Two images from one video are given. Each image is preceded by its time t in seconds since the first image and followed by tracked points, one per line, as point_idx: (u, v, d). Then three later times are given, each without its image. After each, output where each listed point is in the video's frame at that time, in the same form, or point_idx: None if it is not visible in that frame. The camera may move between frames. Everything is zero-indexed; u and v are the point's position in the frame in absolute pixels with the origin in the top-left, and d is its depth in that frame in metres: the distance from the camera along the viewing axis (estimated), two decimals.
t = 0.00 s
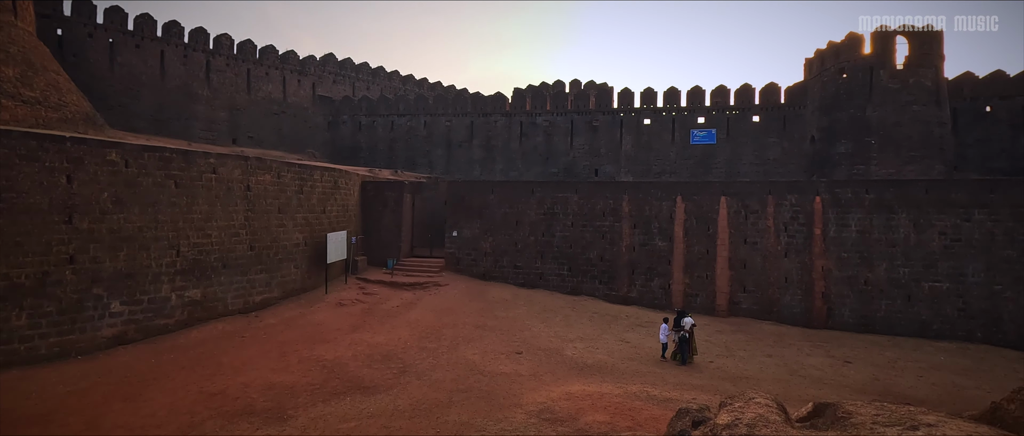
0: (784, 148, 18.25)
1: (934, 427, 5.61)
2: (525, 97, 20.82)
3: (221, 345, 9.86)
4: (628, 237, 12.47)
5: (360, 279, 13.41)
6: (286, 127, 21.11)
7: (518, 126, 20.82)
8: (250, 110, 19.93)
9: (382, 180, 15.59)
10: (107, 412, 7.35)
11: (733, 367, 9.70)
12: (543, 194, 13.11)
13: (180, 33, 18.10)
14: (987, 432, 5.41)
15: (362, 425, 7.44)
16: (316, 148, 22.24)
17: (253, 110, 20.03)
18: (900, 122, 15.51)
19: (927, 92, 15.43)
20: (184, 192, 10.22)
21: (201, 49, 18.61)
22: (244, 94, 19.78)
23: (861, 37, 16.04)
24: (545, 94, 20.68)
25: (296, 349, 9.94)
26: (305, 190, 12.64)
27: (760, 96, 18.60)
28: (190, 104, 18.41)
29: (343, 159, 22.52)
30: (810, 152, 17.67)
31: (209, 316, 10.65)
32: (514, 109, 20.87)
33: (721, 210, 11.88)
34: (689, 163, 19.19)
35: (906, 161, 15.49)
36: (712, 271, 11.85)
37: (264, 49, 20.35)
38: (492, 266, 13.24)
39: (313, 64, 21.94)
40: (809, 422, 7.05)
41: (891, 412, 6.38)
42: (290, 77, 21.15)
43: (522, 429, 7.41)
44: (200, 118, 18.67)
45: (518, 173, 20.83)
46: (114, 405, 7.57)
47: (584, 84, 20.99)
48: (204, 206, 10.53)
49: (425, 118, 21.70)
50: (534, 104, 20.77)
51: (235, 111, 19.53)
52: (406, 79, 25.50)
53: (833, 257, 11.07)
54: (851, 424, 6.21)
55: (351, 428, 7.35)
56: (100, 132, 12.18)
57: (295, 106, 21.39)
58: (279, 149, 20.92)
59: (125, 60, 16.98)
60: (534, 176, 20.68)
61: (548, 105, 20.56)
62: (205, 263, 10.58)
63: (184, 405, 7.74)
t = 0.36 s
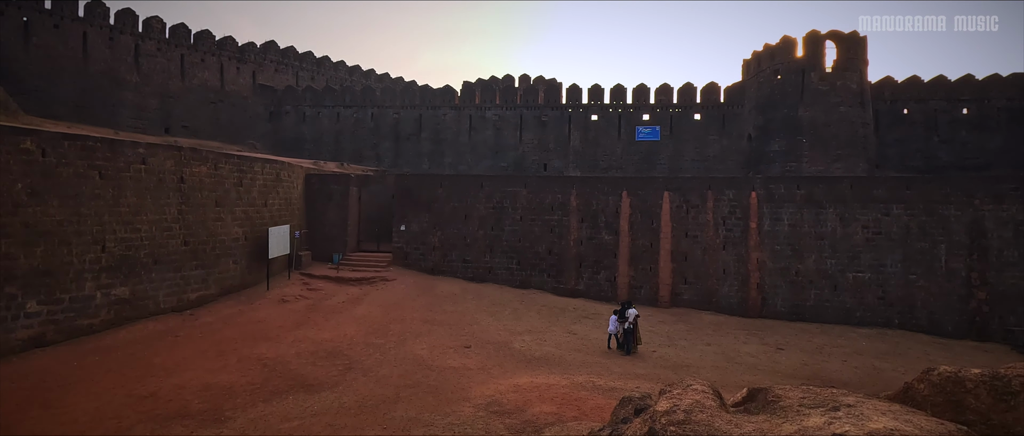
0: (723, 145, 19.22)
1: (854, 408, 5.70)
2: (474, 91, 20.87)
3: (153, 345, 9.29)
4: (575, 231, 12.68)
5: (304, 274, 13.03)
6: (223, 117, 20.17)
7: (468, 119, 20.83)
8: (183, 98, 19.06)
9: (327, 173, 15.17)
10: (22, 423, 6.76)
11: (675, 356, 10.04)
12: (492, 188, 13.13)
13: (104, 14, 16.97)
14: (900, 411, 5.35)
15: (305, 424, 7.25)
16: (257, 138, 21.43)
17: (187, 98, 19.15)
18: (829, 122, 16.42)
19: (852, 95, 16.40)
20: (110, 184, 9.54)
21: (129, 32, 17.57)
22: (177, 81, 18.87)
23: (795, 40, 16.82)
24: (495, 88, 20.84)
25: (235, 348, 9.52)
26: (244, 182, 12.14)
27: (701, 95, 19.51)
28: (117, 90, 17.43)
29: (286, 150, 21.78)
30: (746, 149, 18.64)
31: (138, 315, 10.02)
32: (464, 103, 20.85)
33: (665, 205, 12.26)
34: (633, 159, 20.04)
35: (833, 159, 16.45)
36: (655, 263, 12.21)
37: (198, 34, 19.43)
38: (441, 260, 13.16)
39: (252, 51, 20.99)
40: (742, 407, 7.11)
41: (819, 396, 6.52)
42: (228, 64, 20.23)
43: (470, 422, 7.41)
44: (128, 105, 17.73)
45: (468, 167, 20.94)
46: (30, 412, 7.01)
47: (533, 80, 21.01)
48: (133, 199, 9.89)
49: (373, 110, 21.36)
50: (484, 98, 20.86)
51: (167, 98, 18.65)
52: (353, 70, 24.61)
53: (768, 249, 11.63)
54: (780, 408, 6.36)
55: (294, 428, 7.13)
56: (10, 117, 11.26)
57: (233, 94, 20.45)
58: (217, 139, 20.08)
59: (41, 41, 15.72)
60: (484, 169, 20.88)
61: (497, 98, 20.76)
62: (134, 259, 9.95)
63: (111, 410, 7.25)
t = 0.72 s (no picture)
0: (668, 142, 20.27)
1: (784, 394, 5.98)
2: (424, 84, 20.92)
3: (76, 348, 8.65)
4: (525, 226, 12.75)
5: (245, 271, 12.52)
6: (155, 104, 19.09)
7: (418, 113, 20.89)
8: (110, 83, 17.89)
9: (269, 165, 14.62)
10: None
11: (620, 348, 10.28)
12: (442, 182, 13.02)
13: None
14: (825, 395, 5.82)
15: (246, 426, 6.98)
16: (192, 128, 20.43)
17: (113, 84, 17.98)
18: (766, 122, 17.17)
19: (787, 95, 17.28)
20: (26, 175, 8.76)
21: (47, 11, 16.12)
22: (102, 65, 17.65)
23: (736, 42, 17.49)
24: (445, 82, 21.01)
25: (169, 349, 9.03)
26: (178, 175, 11.53)
27: (647, 92, 20.53)
28: (33, 75, 16.07)
29: (223, 141, 20.96)
30: (688, 147, 19.59)
31: (59, 317, 9.28)
32: (413, 96, 20.90)
33: (612, 200, 12.51)
34: (583, 155, 20.73)
35: (770, 157, 17.19)
36: (603, 257, 12.46)
37: (126, 15, 18.22)
38: (389, 255, 12.95)
39: (187, 36, 19.98)
40: (683, 396, 7.31)
41: (752, 384, 6.84)
42: (159, 49, 19.14)
43: (419, 419, 7.34)
44: (45, 91, 16.41)
45: (417, 160, 20.97)
46: None
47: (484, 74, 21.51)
48: (52, 191, 9.15)
49: (318, 101, 20.86)
50: (433, 91, 20.98)
51: (90, 84, 17.43)
52: (297, 59, 23.91)
53: (709, 243, 12.09)
54: (717, 396, 6.58)
55: (233, 431, 6.86)
56: None
57: (166, 81, 19.39)
58: (147, 128, 18.99)
59: None
60: (434, 163, 20.99)
61: (447, 93, 20.93)
62: (54, 256, 9.22)
63: (29, 421, 6.70)
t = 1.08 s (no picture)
0: (621, 142, 20.74)
1: (728, 385, 6.13)
2: (378, 79, 20.69)
3: None
4: (481, 224, 12.75)
5: (188, 271, 12.03)
6: (89, 95, 18.15)
7: (371, 108, 20.64)
8: (37, 72, 16.96)
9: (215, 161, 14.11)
10: None
11: (574, 343, 10.40)
12: (395, 179, 12.87)
13: None
14: (766, 385, 6.10)
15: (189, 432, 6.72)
16: (130, 121, 19.27)
17: (41, 72, 17.04)
18: (715, 122, 17.70)
19: (734, 98, 17.88)
20: None
21: None
22: (27, 51, 16.74)
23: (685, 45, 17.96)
24: (399, 78, 20.88)
25: (104, 352, 8.56)
26: (115, 170, 10.96)
27: (601, 92, 20.97)
28: None
29: (165, 135, 19.70)
30: (641, 146, 20.19)
31: None
32: (366, 91, 20.62)
33: (567, 198, 12.65)
34: (539, 152, 21.07)
35: (718, 157, 17.75)
36: (558, 254, 12.59)
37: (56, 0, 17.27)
38: (342, 253, 12.71)
39: (125, 24, 19.10)
40: (633, 389, 7.24)
41: (698, 376, 6.86)
42: (94, 37, 18.20)
43: (371, 419, 7.23)
44: None
45: (371, 157, 20.75)
46: None
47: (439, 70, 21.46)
48: None
49: (267, 95, 20.15)
50: (387, 87, 20.79)
51: (15, 71, 16.55)
52: (245, 51, 23.13)
53: (660, 240, 12.38)
54: (664, 388, 6.57)
55: None
56: None
57: (102, 71, 18.45)
58: (80, 120, 18.01)
59: None
60: (389, 160, 20.79)
61: (402, 88, 20.82)
62: None
63: None
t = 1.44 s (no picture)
0: (577, 142, 21.06)
1: (676, 379, 6.20)
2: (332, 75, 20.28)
3: None
4: (437, 223, 12.66)
5: (127, 272, 11.39)
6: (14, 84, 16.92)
7: (325, 104, 20.20)
8: None
9: (156, 156, 13.45)
10: None
11: (530, 341, 10.48)
12: (350, 177, 12.62)
13: None
14: (712, 379, 6.28)
15: None
16: (61, 114, 18.18)
17: None
18: (668, 124, 18.18)
19: (685, 100, 18.40)
20: None
21: None
22: None
23: (639, 48, 18.35)
24: (354, 74, 20.52)
25: (32, 361, 8.01)
26: (45, 165, 10.14)
27: (558, 93, 21.30)
28: None
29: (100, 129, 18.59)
30: (596, 146, 20.57)
31: None
32: (320, 86, 20.16)
33: (524, 197, 12.73)
34: (496, 150, 21.17)
35: (671, 157, 18.23)
36: (515, 253, 12.65)
37: None
38: (294, 253, 12.37)
39: (55, 10, 17.93)
40: (586, 385, 7.02)
41: (649, 371, 6.83)
42: (20, 22, 17.00)
43: (324, 423, 7.08)
44: None
45: (324, 154, 20.26)
46: None
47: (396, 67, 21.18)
48: None
49: (213, 88, 19.36)
50: (342, 83, 20.40)
51: None
52: (189, 42, 22.12)
53: (616, 238, 12.62)
54: (616, 384, 6.45)
55: None
56: None
57: (28, 59, 17.24)
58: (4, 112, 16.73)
59: None
60: (343, 157, 20.36)
61: (356, 85, 20.48)
62: None
63: None
